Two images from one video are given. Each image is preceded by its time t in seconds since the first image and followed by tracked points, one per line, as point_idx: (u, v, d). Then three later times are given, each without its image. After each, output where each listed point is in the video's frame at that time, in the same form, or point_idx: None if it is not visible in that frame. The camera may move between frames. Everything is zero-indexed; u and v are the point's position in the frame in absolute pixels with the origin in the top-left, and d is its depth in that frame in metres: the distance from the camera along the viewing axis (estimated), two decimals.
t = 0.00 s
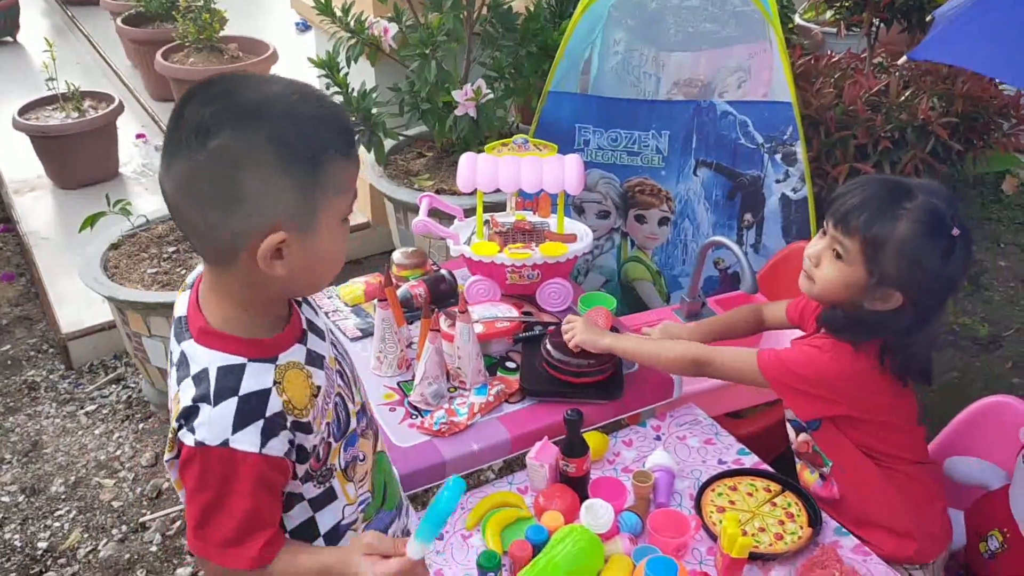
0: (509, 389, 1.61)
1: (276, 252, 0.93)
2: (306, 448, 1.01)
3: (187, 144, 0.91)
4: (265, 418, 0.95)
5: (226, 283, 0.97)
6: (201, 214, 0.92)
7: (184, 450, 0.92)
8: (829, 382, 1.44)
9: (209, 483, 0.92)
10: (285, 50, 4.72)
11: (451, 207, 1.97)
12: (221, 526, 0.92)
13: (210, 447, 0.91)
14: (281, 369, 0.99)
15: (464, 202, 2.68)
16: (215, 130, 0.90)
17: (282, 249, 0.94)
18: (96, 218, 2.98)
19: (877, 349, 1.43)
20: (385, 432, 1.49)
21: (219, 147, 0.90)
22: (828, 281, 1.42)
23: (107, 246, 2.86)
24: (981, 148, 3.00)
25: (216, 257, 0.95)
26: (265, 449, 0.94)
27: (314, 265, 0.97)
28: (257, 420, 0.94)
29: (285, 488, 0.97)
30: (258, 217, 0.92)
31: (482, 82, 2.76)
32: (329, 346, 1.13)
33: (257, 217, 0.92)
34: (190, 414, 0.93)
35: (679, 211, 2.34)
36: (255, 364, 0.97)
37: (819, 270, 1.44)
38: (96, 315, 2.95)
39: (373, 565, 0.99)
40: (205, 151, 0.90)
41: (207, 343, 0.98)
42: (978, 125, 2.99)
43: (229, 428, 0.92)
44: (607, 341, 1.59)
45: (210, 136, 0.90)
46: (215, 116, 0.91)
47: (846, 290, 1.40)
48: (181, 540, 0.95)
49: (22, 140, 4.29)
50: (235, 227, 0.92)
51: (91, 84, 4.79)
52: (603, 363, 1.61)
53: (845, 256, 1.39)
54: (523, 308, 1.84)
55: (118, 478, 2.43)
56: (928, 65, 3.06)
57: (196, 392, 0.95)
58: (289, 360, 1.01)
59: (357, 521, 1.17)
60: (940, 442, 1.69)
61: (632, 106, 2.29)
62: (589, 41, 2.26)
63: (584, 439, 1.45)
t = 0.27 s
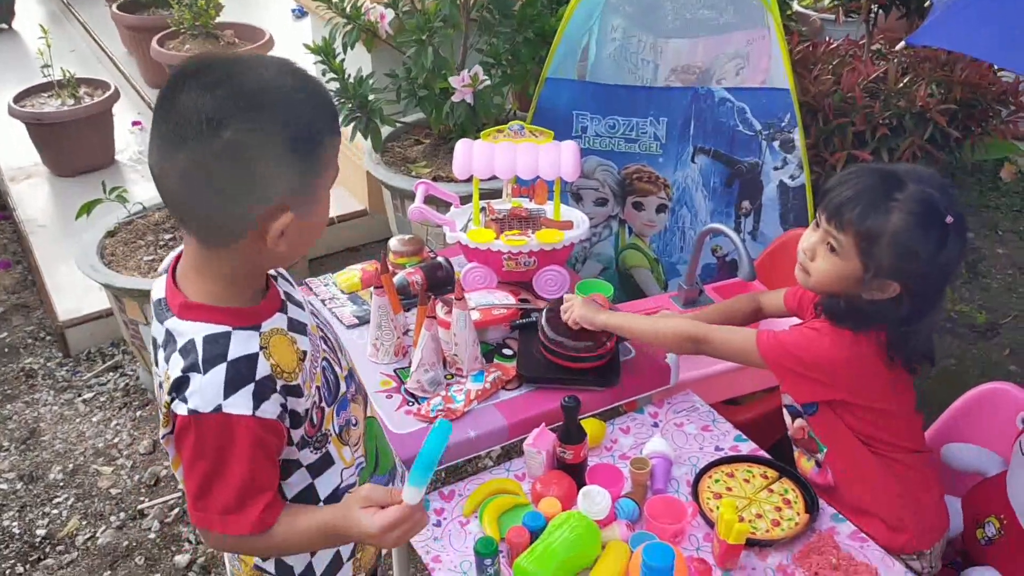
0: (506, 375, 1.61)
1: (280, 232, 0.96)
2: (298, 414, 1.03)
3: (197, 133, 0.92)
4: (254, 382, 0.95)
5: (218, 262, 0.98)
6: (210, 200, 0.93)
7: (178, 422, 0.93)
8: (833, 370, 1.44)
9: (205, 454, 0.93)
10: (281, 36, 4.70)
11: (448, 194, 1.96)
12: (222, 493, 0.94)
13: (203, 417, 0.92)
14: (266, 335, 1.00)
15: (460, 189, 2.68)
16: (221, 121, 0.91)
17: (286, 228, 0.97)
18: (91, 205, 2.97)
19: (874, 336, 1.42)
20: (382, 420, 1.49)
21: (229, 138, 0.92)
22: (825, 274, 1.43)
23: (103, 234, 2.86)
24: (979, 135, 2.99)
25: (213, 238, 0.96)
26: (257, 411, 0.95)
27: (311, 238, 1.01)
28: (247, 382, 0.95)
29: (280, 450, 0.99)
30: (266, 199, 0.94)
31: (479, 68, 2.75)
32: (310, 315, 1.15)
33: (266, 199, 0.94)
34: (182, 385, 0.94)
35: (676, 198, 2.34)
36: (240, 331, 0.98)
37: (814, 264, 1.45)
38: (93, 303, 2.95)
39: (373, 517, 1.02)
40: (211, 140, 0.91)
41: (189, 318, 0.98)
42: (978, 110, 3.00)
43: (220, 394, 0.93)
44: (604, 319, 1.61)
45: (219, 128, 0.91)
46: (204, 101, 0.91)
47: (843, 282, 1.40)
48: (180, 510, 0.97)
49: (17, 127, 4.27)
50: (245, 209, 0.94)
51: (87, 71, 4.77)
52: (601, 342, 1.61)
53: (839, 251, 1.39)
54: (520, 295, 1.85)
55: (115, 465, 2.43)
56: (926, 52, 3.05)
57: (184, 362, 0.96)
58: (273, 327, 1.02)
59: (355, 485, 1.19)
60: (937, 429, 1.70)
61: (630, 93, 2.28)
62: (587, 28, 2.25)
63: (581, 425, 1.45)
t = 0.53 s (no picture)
0: (502, 364, 1.61)
1: (252, 211, 0.93)
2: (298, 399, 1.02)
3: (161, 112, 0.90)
4: (266, 363, 0.94)
5: (203, 242, 0.96)
6: (178, 178, 0.92)
7: (188, 410, 0.91)
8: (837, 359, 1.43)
9: (219, 441, 0.91)
10: (277, 24, 4.68)
11: (444, 182, 1.96)
12: (236, 481, 0.92)
13: (216, 401, 0.90)
14: (270, 322, 0.99)
15: (457, 177, 2.67)
16: (179, 96, 0.89)
17: (259, 207, 0.93)
18: (87, 193, 2.97)
19: (872, 325, 1.42)
20: (378, 409, 1.49)
21: (185, 113, 0.89)
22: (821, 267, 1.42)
23: (98, 222, 2.85)
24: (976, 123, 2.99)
25: (191, 219, 0.94)
26: (270, 392, 0.93)
27: (294, 221, 0.97)
28: (260, 364, 0.94)
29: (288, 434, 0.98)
30: (227, 178, 0.91)
31: (475, 55, 2.74)
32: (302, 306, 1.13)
33: (228, 178, 0.91)
34: (190, 370, 0.92)
35: (673, 185, 2.34)
36: (246, 316, 0.97)
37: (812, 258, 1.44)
38: (89, 291, 2.94)
39: (400, 474, 1.04)
40: (173, 119, 0.90)
41: (192, 302, 0.96)
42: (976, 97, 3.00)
43: (234, 376, 0.91)
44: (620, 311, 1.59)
45: (174, 102, 0.89)
46: (182, 82, 0.90)
47: (839, 272, 1.40)
48: (189, 506, 0.93)
49: (12, 115, 4.26)
50: (208, 187, 0.91)
51: (83, 59, 4.75)
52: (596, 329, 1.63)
53: (834, 243, 1.39)
54: (517, 283, 1.84)
55: (112, 453, 2.43)
56: (924, 39, 3.04)
57: (191, 348, 0.93)
58: (276, 315, 1.00)
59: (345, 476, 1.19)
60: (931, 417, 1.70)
61: (628, 80, 2.26)
62: (584, 17, 2.22)
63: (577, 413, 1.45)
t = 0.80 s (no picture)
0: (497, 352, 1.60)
1: (290, 204, 0.91)
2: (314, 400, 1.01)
3: (204, 92, 0.88)
4: (301, 372, 0.93)
5: (233, 238, 0.94)
6: (211, 163, 0.89)
7: (227, 422, 0.87)
8: (871, 364, 1.34)
9: (261, 451, 0.88)
10: (271, 10, 4.65)
11: (439, 169, 1.94)
12: (277, 491, 0.90)
13: (260, 411, 0.88)
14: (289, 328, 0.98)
15: (452, 164, 2.66)
16: (233, 79, 0.87)
17: (297, 200, 0.92)
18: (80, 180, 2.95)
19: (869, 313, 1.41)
20: (372, 396, 1.49)
21: (239, 97, 0.87)
22: (835, 258, 1.37)
23: (92, 210, 2.84)
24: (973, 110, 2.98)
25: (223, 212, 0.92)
26: (307, 397, 0.92)
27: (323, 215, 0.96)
28: (296, 373, 0.92)
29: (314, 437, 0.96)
30: (274, 165, 0.89)
31: (471, 42, 2.72)
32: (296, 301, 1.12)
33: (276, 165, 0.89)
34: (227, 381, 0.89)
35: (669, 173, 2.32)
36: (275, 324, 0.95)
37: (825, 250, 1.39)
38: (83, 279, 2.93)
39: (441, 458, 1.05)
40: (225, 101, 0.87)
41: (222, 307, 0.93)
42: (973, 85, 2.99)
43: (277, 386, 0.89)
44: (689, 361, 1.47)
45: (226, 85, 0.87)
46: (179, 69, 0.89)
47: (857, 262, 1.35)
48: (220, 521, 0.90)
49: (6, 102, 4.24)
50: (254, 175, 0.89)
51: (76, 46, 4.73)
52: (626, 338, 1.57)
53: (845, 231, 1.34)
54: (511, 271, 1.84)
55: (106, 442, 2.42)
56: (922, 26, 3.03)
57: (228, 356, 0.90)
58: (291, 321, 1.00)
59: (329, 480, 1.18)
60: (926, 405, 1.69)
61: (625, 67, 2.26)
62: (580, 3, 2.23)
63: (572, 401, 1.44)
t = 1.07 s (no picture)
0: (488, 344, 1.61)
1: (281, 205, 0.91)
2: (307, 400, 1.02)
3: (195, 87, 0.87)
4: (291, 377, 0.94)
5: (224, 239, 0.94)
6: (202, 158, 0.88)
7: (216, 428, 0.88)
8: (875, 364, 1.32)
9: (249, 456, 0.89)
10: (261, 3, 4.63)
11: (429, 162, 1.94)
12: (265, 494, 0.91)
13: (248, 416, 0.89)
14: (281, 331, 0.98)
15: (443, 157, 2.66)
16: (226, 77, 0.87)
17: (287, 201, 0.92)
18: (70, 173, 2.94)
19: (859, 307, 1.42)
20: (363, 389, 1.49)
21: (230, 95, 0.87)
22: (841, 255, 1.35)
23: (82, 203, 2.83)
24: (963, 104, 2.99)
25: (214, 211, 0.92)
26: (296, 402, 0.93)
27: (314, 217, 0.96)
28: (286, 378, 0.93)
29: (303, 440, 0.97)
30: (266, 163, 0.89)
31: (462, 35, 2.72)
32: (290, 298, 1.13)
33: (268, 162, 0.89)
34: (217, 387, 0.90)
35: (660, 166, 2.33)
36: (265, 327, 0.95)
37: (830, 249, 1.37)
38: (73, 273, 2.92)
39: (424, 466, 1.05)
40: (217, 99, 0.87)
41: (211, 311, 0.93)
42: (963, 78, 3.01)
43: (266, 392, 0.90)
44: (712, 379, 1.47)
45: (219, 82, 0.87)
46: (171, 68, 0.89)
47: (861, 259, 1.33)
48: (210, 523, 0.91)
49: None
50: (246, 171, 0.89)
51: (65, 38, 4.70)
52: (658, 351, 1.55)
53: (847, 228, 1.33)
54: (502, 263, 1.84)
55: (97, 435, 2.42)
56: (912, 19, 3.03)
57: (217, 362, 0.91)
58: (282, 323, 0.99)
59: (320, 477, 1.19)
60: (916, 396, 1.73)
61: (616, 60, 2.26)
62: None
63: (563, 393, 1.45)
